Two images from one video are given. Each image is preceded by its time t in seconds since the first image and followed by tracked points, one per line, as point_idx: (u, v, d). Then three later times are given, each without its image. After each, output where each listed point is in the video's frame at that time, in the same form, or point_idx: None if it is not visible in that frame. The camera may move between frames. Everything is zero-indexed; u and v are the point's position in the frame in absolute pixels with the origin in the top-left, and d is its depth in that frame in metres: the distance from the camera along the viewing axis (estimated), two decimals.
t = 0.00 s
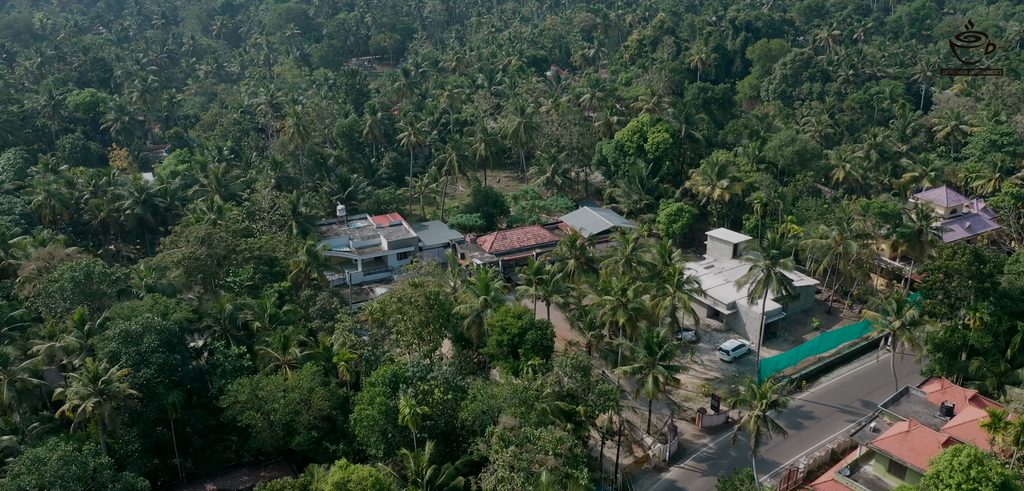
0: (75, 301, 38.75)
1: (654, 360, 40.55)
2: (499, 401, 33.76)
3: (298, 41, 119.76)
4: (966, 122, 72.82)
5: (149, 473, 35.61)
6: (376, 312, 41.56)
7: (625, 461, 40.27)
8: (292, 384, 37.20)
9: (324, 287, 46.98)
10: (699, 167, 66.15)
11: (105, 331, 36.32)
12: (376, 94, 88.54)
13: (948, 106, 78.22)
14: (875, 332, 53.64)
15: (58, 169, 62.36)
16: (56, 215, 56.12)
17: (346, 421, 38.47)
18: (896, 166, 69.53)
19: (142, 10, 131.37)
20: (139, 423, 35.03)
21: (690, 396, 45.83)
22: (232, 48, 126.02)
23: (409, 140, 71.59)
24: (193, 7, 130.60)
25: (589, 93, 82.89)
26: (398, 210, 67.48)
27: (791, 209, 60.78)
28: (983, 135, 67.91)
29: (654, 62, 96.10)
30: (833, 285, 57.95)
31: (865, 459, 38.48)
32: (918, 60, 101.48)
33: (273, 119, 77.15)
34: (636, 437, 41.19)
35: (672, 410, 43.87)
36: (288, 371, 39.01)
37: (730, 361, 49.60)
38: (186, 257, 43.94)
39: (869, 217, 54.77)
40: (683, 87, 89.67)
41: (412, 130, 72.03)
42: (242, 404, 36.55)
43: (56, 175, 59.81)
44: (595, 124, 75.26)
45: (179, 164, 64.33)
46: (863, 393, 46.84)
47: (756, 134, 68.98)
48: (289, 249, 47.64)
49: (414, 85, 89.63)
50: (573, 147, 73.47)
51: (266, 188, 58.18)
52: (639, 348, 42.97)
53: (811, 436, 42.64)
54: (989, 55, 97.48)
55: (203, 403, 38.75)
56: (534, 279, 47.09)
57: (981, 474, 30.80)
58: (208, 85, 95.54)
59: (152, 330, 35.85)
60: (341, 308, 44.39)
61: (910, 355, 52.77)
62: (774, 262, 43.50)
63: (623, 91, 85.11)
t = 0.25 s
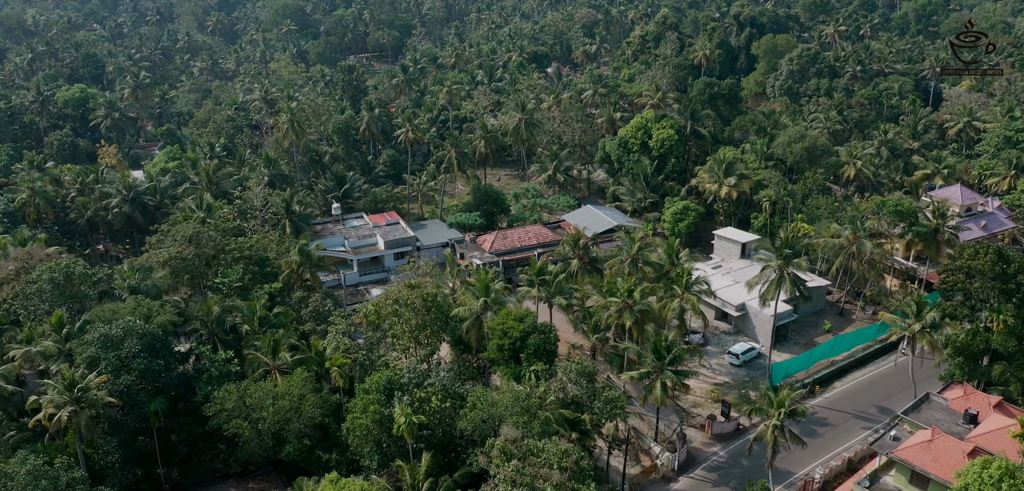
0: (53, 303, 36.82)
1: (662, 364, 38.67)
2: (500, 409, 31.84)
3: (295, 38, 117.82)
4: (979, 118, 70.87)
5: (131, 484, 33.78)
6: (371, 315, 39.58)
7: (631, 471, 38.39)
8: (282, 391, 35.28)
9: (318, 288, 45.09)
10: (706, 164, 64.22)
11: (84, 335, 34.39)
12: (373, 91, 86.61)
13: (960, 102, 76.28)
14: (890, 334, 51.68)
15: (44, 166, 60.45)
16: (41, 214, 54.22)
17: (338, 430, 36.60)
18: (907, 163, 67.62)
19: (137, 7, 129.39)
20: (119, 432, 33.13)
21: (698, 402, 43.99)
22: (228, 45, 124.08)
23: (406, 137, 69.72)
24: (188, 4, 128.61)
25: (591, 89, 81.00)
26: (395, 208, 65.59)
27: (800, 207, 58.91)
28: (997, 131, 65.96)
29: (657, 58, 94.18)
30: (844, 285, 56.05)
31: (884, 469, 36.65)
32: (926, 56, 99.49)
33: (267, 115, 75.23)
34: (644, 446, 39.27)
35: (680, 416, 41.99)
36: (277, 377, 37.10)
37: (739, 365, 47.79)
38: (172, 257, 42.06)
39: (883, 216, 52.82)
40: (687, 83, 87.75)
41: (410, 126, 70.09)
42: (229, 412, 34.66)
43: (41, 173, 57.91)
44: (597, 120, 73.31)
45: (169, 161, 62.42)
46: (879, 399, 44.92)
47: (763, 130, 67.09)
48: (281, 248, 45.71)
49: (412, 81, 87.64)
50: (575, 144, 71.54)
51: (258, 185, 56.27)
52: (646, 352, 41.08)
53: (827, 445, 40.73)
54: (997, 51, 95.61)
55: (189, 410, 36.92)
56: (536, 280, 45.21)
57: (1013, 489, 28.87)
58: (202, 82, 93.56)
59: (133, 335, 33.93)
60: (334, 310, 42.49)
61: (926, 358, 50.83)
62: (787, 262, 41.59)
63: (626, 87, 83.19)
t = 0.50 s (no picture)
0: (32, 304, 35.12)
1: (671, 369, 36.96)
2: (501, 417, 30.08)
3: (292, 34, 116.05)
4: (991, 114, 69.15)
5: None
6: (366, 317, 37.84)
7: (639, 480, 36.69)
8: (272, 397, 33.53)
9: (311, 289, 43.36)
10: (712, 161, 62.51)
11: (63, 339, 32.67)
12: (371, 87, 84.86)
13: (970, 98, 74.56)
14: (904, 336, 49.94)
15: (32, 162, 58.75)
16: (26, 212, 52.53)
17: (331, 437, 34.86)
18: (918, 160, 65.91)
19: (132, 3, 127.61)
20: (99, 441, 31.43)
21: (707, 407, 42.30)
22: (224, 42, 122.35)
23: (404, 133, 67.99)
24: None
25: (593, 85, 79.28)
26: (393, 207, 63.88)
27: (810, 205, 57.22)
28: (1011, 127, 64.25)
29: (660, 54, 92.47)
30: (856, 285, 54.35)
31: (904, 478, 35.12)
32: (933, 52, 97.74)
33: (262, 111, 73.51)
34: (651, 453, 37.58)
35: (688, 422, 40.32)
36: (268, 381, 35.34)
37: (748, 368, 46.26)
38: (159, 256, 40.34)
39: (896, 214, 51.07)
40: (691, 79, 85.99)
41: (408, 122, 68.39)
42: (216, 419, 32.94)
43: (28, 169, 56.22)
44: (600, 117, 71.57)
45: (160, 158, 60.71)
46: (894, 403, 43.23)
47: (771, 126, 65.38)
48: (273, 247, 43.98)
49: (411, 77, 85.92)
50: (577, 141, 69.84)
51: (250, 182, 54.54)
52: (654, 356, 39.35)
53: (841, 452, 39.03)
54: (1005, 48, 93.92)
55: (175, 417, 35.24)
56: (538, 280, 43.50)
57: None
58: (197, 79, 91.88)
59: (114, 338, 32.19)
60: (327, 311, 40.74)
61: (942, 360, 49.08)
62: (800, 261, 39.85)
63: (628, 83, 81.47)
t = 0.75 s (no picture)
0: (8, 304, 33.36)
1: (680, 372, 35.23)
2: (502, 424, 28.30)
3: (289, 30, 114.21)
4: (1004, 109, 67.37)
5: None
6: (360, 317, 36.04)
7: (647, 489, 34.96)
8: (260, 402, 31.76)
9: (304, 288, 41.60)
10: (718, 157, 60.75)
11: (39, 341, 30.91)
12: (368, 82, 83.03)
13: (982, 93, 72.76)
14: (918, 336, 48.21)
15: (17, 158, 57.00)
16: (10, 208, 50.78)
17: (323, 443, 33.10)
18: (930, 155, 64.12)
19: None
20: (76, 449, 29.67)
21: (717, 411, 40.57)
22: (220, 37, 120.50)
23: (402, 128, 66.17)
24: None
25: (595, 80, 77.50)
26: (390, 204, 62.11)
27: (820, 201, 55.45)
28: None
29: (664, 49, 90.65)
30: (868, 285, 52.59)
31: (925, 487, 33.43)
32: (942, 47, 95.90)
33: (256, 107, 71.72)
34: (660, 460, 35.86)
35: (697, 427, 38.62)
36: (256, 385, 33.61)
37: (759, 371, 44.55)
38: (144, 254, 38.56)
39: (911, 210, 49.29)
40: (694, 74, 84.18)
41: (406, 117, 66.61)
42: (201, 426, 31.17)
43: (13, 165, 54.48)
44: (603, 112, 69.77)
45: (150, 153, 58.96)
46: (911, 407, 41.53)
47: (779, 121, 63.62)
48: (265, 245, 42.20)
49: (409, 72, 84.10)
50: (580, 137, 68.06)
51: (242, 178, 52.78)
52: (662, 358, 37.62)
53: (857, 458, 37.33)
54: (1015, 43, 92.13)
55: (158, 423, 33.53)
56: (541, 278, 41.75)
57: None
58: (191, 74, 90.10)
59: (93, 340, 30.41)
60: (321, 311, 38.98)
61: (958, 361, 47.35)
62: (815, 259, 37.99)
63: (631, 78, 79.67)
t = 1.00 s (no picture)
0: None
1: (690, 377, 33.57)
2: (502, 434, 26.60)
3: (285, 26, 112.45)
4: (1018, 105, 65.65)
5: None
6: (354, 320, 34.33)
7: None
8: (247, 409, 30.04)
9: (297, 288, 39.92)
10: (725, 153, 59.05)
11: (13, 345, 29.19)
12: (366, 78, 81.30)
13: (994, 88, 71.07)
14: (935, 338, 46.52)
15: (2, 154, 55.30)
16: None
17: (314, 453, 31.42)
18: (942, 152, 62.41)
19: None
20: (52, 460, 27.98)
21: (727, 418, 38.90)
22: (216, 34, 118.79)
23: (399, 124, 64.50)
24: None
25: (597, 76, 75.80)
26: (387, 202, 60.42)
27: (830, 199, 53.74)
28: None
29: (667, 45, 88.94)
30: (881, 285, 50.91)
31: None
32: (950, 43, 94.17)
33: (250, 103, 70.01)
34: (668, 470, 34.18)
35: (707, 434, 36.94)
36: (244, 391, 31.91)
37: (770, 375, 42.88)
38: (128, 253, 36.85)
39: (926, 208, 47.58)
40: (698, 70, 82.46)
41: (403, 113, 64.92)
42: (184, 435, 29.47)
43: None
44: (606, 108, 68.08)
45: (139, 150, 57.25)
46: (929, 413, 39.86)
47: (787, 116, 61.93)
48: (256, 244, 40.50)
49: (407, 68, 82.39)
50: (582, 133, 66.43)
51: (234, 175, 51.08)
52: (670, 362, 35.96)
53: (875, 467, 35.65)
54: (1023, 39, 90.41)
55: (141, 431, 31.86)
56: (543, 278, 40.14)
57: None
58: (185, 70, 88.38)
59: (69, 345, 28.68)
60: (313, 313, 37.28)
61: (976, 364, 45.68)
62: (830, 258, 36.33)
63: (634, 74, 77.97)
